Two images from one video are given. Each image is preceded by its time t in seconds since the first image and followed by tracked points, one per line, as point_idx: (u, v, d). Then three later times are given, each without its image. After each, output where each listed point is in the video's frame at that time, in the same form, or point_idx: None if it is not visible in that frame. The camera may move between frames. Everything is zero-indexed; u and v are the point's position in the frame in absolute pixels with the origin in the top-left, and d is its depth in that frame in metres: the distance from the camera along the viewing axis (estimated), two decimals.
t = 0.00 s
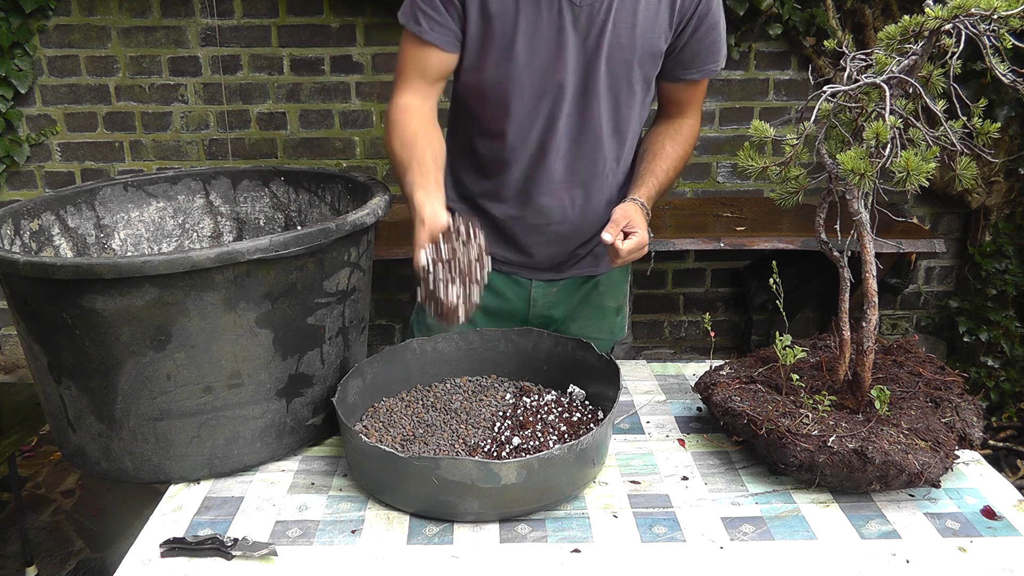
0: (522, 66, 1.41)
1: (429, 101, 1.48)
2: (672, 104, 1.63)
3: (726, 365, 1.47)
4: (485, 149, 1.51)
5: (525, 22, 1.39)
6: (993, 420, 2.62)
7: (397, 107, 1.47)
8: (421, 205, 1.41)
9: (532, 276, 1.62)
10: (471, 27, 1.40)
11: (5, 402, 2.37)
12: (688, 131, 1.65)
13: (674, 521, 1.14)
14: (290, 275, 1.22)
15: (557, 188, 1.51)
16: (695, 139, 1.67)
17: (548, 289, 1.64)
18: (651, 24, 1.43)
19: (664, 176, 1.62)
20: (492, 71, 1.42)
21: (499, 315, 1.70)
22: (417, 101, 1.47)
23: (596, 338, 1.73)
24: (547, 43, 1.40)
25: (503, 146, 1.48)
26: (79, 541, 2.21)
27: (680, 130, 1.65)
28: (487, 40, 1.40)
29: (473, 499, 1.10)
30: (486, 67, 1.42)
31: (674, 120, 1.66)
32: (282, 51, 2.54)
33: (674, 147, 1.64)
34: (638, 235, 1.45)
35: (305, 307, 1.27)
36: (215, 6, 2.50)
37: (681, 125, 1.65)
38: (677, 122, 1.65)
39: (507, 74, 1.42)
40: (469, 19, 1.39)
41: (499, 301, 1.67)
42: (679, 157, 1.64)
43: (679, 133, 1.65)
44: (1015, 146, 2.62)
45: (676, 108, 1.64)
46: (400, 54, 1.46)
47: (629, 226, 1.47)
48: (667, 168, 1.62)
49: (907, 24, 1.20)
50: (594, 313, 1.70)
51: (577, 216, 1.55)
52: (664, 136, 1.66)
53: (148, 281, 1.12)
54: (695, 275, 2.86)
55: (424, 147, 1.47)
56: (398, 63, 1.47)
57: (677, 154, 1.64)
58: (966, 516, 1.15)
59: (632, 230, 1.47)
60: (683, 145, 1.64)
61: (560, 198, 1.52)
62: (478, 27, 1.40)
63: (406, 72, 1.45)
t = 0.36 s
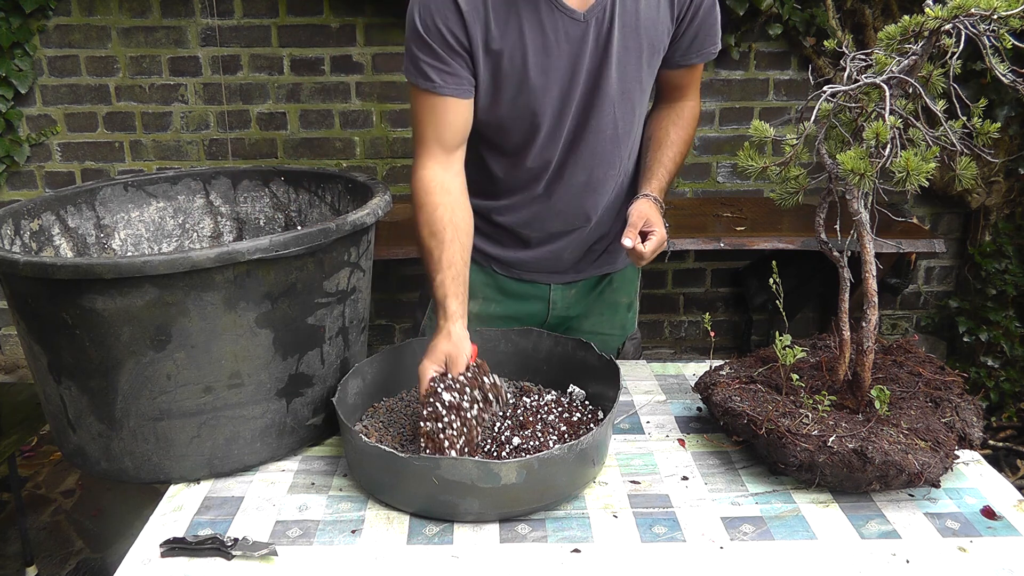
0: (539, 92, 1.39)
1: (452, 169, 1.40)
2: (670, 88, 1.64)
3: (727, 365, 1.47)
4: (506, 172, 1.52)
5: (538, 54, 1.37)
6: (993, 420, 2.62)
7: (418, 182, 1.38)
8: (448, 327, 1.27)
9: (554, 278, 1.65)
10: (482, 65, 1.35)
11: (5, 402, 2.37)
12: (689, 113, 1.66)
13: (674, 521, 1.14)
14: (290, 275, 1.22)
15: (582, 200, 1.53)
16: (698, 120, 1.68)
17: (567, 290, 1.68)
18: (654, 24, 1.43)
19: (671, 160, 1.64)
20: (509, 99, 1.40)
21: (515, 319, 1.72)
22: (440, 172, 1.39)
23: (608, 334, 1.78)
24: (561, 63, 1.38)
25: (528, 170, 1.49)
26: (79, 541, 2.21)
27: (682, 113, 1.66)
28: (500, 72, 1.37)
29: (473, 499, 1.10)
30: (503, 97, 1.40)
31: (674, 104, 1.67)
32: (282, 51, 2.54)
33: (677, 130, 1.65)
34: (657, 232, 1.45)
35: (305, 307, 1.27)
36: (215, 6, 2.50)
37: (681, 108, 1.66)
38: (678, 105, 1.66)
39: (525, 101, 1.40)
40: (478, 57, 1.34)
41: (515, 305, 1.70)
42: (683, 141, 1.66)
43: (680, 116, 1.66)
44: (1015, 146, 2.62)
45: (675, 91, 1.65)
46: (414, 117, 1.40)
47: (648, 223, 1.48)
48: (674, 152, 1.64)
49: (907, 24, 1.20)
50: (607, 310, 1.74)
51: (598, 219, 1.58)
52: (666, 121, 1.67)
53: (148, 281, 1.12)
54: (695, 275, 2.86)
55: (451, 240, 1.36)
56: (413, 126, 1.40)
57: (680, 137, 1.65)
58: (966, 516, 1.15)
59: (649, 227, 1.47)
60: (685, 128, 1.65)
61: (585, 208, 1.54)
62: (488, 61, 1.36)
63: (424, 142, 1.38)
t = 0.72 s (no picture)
0: (534, 96, 1.40)
1: (468, 175, 1.40)
2: (666, 91, 1.63)
3: (727, 365, 1.47)
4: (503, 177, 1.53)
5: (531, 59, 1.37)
6: (993, 420, 2.62)
7: (435, 192, 1.38)
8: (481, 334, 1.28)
9: (552, 280, 1.65)
10: (478, 71, 1.36)
11: (4, 402, 2.37)
12: (684, 116, 1.64)
13: (674, 521, 1.14)
14: (290, 274, 1.22)
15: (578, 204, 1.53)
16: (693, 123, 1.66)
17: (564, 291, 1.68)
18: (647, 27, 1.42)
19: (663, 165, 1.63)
20: (504, 104, 1.41)
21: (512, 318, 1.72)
22: (457, 179, 1.39)
23: (607, 334, 1.77)
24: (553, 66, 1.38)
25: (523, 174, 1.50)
26: (79, 541, 2.21)
27: (677, 116, 1.65)
28: (495, 78, 1.38)
29: (473, 499, 1.10)
30: (498, 102, 1.41)
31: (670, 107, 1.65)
32: (282, 51, 2.54)
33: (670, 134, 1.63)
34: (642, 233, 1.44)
35: (305, 307, 1.27)
36: (215, 6, 2.50)
37: (676, 111, 1.65)
38: (674, 108, 1.65)
39: (520, 106, 1.40)
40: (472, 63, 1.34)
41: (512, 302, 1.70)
42: (677, 145, 1.64)
43: (675, 120, 1.64)
44: (1015, 146, 2.63)
45: (671, 94, 1.64)
46: (421, 128, 1.39)
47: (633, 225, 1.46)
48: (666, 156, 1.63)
49: (907, 24, 1.20)
50: (605, 310, 1.73)
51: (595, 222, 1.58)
52: (660, 124, 1.65)
53: (148, 281, 1.12)
54: (695, 275, 2.86)
55: (474, 246, 1.37)
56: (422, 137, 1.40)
57: (674, 141, 1.64)
58: (966, 516, 1.15)
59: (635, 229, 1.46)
60: (680, 131, 1.64)
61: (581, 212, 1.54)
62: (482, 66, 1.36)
63: (435, 152, 1.38)
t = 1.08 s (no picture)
0: (495, 89, 1.39)
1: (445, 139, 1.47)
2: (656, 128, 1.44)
3: (727, 365, 1.46)
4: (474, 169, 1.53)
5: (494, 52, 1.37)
6: (993, 420, 2.62)
7: (413, 155, 1.46)
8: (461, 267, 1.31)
9: (523, 281, 1.62)
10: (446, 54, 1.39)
11: (4, 402, 2.37)
12: (670, 158, 1.43)
13: (674, 521, 1.14)
14: (290, 274, 1.22)
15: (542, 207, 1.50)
16: (680, 168, 1.44)
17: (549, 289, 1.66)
18: (626, 41, 1.35)
19: (642, 211, 1.43)
20: (468, 93, 1.41)
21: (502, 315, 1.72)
22: (434, 143, 1.46)
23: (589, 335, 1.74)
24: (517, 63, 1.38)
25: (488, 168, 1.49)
26: (79, 541, 2.21)
27: (661, 159, 1.43)
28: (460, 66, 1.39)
29: (473, 499, 1.10)
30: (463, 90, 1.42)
31: (660, 144, 1.45)
32: (282, 51, 2.54)
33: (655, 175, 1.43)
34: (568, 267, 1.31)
35: (305, 307, 1.27)
36: (215, 6, 2.50)
37: (662, 153, 1.43)
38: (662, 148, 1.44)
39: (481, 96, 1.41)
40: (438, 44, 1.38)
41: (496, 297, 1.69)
42: (656, 190, 1.43)
43: (659, 161, 1.43)
44: (1015, 146, 2.63)
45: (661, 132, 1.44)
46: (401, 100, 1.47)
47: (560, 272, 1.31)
48: (648, 202, 1.43)
49: (907, 24, 1.20)
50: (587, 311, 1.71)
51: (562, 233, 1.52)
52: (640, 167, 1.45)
53: (148, 281, 1.12)
54: (695, 275, 2.86)
55: (450, 197, 1.44)
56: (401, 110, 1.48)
57: (653, 185, 1.43)
58: (966, 516, 1.15)
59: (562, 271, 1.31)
60: (661, 177, 1.43)
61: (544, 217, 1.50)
62: (449, 51, 1.39)
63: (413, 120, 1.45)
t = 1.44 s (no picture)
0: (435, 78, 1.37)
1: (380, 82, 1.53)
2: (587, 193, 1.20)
3: (726, 365, 1.46)
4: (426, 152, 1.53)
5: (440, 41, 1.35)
6: (993, 420, 2.62)
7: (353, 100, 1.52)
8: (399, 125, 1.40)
9: (470, 272, 1.61)
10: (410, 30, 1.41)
11: (4, 402, 2.36)
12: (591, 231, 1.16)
13: (674, 521, 1.14)
14: (290, 274, 1.22)
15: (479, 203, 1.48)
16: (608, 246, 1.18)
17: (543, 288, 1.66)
18: (563, 62, 1.25)
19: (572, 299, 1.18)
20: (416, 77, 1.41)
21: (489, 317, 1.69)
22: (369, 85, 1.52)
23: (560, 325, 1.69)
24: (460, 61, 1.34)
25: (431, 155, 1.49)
26: (79, 541, 2.21)
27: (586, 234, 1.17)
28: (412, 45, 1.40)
29: (473, 499, 1.10)
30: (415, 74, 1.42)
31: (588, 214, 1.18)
32: (282, 51, 2.54)
33: (579, 251, 1.17)
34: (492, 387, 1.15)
35: (305, 307, 1.27)
36: (215, 6, 2.50)
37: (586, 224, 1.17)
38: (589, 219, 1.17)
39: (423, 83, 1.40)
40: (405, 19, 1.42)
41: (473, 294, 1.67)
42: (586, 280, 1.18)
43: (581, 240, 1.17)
44: (1015, 146, 2.62)
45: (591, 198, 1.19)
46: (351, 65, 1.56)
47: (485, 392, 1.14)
48: (578, 291, 1.18)
49: (907, 24, 1.20)
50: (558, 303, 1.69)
51: (490, 231, 1.51)
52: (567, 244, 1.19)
53: (148, 281, 1.12)
54: (695, 275, 2.86)
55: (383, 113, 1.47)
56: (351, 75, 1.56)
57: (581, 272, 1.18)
58: (966, 516, 1.15)
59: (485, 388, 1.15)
60: (584, 257, 1.17)
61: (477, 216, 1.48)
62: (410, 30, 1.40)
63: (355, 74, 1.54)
